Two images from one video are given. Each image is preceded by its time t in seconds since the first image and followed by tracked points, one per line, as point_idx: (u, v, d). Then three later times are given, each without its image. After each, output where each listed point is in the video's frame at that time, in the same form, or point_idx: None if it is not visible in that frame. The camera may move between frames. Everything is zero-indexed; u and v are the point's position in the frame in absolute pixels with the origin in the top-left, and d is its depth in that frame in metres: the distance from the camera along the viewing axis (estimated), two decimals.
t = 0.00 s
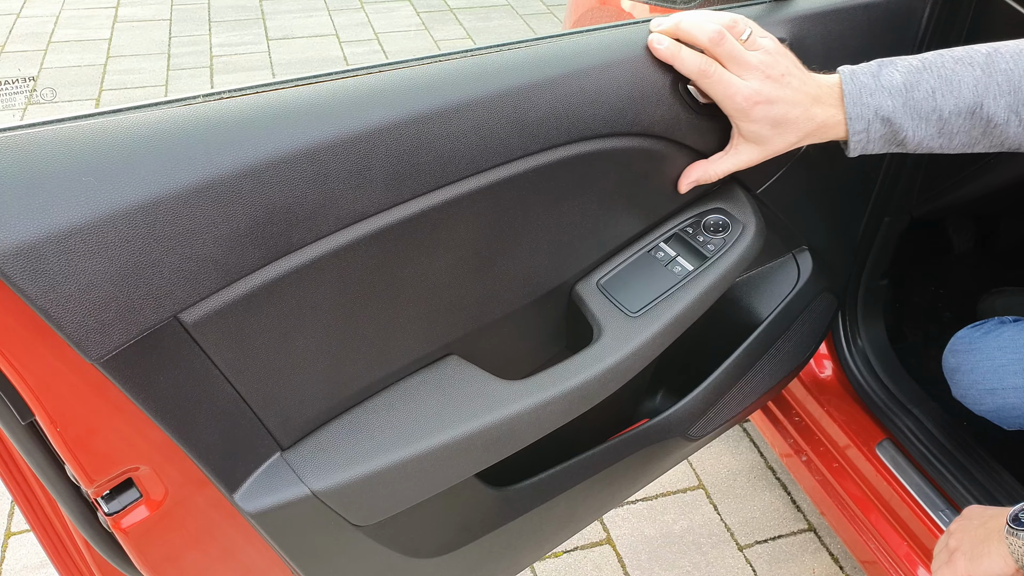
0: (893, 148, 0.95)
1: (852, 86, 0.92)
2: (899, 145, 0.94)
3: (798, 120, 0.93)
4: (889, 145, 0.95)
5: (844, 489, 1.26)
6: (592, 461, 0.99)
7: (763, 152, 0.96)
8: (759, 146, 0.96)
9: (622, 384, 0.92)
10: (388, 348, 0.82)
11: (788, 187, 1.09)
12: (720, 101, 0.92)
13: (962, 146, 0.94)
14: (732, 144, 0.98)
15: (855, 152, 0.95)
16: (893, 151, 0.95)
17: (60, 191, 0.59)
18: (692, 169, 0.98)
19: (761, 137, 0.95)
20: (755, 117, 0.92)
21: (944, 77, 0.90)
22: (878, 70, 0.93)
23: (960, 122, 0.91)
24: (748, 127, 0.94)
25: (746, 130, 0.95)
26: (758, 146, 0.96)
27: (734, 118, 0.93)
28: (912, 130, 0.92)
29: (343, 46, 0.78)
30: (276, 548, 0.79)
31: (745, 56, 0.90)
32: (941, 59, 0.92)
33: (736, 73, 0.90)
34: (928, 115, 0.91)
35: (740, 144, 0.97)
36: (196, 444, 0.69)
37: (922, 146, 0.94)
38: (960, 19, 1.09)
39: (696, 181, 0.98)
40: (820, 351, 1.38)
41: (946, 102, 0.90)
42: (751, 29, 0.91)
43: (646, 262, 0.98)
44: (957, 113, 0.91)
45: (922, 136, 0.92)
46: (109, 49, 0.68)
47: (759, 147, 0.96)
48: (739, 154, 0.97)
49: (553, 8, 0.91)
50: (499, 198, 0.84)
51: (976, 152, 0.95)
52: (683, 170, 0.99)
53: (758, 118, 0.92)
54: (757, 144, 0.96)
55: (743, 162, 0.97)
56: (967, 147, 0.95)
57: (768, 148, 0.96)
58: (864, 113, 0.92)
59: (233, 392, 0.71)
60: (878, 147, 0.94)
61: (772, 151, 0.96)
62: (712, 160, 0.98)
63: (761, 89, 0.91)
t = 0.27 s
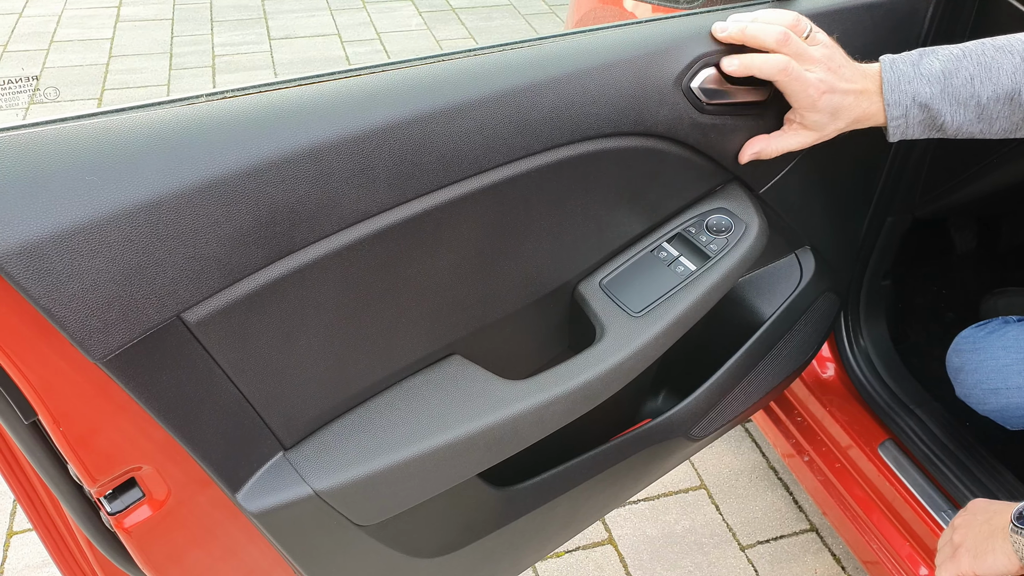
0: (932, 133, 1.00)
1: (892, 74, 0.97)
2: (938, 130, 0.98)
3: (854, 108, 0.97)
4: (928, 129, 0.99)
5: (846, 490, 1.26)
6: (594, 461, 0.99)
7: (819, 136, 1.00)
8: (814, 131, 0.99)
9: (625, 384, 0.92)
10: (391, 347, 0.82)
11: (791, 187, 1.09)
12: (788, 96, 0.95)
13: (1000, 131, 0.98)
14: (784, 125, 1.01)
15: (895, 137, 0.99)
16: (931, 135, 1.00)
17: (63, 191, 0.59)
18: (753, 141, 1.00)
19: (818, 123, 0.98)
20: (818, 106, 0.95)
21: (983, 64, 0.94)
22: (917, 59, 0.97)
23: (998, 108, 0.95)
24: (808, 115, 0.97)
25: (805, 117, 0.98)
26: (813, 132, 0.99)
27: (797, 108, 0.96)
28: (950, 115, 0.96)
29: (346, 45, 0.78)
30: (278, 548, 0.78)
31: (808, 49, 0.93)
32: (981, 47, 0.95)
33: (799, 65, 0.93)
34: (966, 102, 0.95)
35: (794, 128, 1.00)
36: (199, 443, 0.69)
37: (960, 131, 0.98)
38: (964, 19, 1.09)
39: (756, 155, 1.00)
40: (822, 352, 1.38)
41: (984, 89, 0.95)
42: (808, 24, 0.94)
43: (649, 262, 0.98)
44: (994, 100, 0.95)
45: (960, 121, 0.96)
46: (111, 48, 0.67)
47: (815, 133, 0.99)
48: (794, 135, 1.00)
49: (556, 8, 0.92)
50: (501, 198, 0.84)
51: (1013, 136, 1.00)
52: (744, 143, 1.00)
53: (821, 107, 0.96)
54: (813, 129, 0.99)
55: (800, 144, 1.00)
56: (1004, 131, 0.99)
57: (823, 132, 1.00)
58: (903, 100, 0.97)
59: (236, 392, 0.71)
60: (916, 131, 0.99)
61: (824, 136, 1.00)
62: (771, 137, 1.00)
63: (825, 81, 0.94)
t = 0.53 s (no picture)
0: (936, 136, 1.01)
1: (896, 76, 0.98)
2: (943, 132, 1.00)
3: (864, 105, 0.98)
4: (932, 132, 1.00)
5: (848, 490, 1.26)
6: (595, 460, 0.99)
7: (831, 132, 1.00)
8: (827, 125, 1.00)
9: (626, 383, 0.92)
10: (391, 346, 0.82)
11: (792, 187, 1.09)
12: (802, 89, 0.95)
13: (1005, 134, 1.00)
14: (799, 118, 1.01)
15: (900, 139, 1.01)
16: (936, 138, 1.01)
17: (64, 189, 0.59)
18: (770, 125, 0.99)
19: (831, 118, 0.99)
20: (834, 99, 0.96)
21: (985, 68, 0.96)
22: (921, 63, 0.99)
23: (1001, 111, 0.97)
24: (823, 108, 0.97)
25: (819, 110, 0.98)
26: (826, 126, 1.00)
27: (812, 101, 0.97)
28: (954, 118, 0.98)
29: (347, 45, 0.79)
30: (279, 547, 0.79)
31: (824, 42, 0.94)
32: (983, 51, 0.97)
33: (813, 60, 0.94)
34: (970, 104, 0.97)
35: (806, 121, 1.00)
36: (200, 441, 0.69)
37: (965, 134, 1.00)
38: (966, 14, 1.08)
39: (771, 139, 0.99)
40: (824, 352, 1.38)
41: (988, 92, 0.96)
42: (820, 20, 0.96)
43: (650, 262, 0.98)
44: (996, 103, 0.97)
45: (964, 124, 0.98)
46: (112, 47, 0.69)
47: (828, 128, 1.00)
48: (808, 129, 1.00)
49: (557, 9, 0.93)
50: (502, 197, 0.84)
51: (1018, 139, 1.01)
52: (763, 124, 0.99)
53: (837, 100, 0.96)
54: (826, 124, 0.99)
55: (812, 139, 1.00)
56: (1009, 134, 1.00)
57: (835, 129, 1.00)
58: (907, 103, 0.98)
59: (237, 390, 0.71)
60: (921, 134, 1.00)
61: (836, 132, 1.00)
62: (787, 124, 0.99)
63: (838, 74, 0.95)
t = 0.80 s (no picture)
0: (934, 137, 1.01)
1: (893, 78, 0.98)
2: (940, 133, 1.00)
3: (865, 102, 0.98)
4: (930, 133, 1.00)
5: (848, 489, 1.26)
6: (595, 458, 0.99)
7: (831, 130, 1.00)
8: (827, 123, 0.99)
9: (625, 382, 0.92)
10: (391, 344, 0.82)
11: (792, 186, 1.09)
12: (805, 83, 0.95)
13: (1002, 134, 1.00)
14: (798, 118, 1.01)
15: (898, 140, 1.01)
16: (934, 139, 1.01)
17: (63, 186, 0.59)
18: (767, 130, 0.99)
19: (832, 115, 0.98)
20: (837, 94, 0.95)
21: (982, 69, 0.96)
22: (918, 64, 0.98)
23: (999, 111, 0.97)
24: (824, 105, 0.97)
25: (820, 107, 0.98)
26: (826, 123, 0.99)
27: (815, 96, 0.96)
28: (952, 119, 0.98)
29: (349, 45, 0.80)
30: (278, 544, 0.79)
31: (829, 37, 0.94)
32: (980, 53, 0.97)
33: (817, 54, 0.95)
34: (967, 106, 0.97)
35: (807, 119, 1.00)
36: (199, 439, 0.69)
37: (962, 135, 0.99)
38: (967, 11, 1.08)
39: (769, 142, 0.99)
40: (824, 351, 1.38)
41: (985, 93, 0.96)
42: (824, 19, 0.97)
43: (649, 260, 0.98)
44: (994, 104, 0.97)
45: (962, 125, 0.98)
46: (113, 46, 0.70)
47: (828, 126, 0.99)
48: (806, 129, 0.99)
49: (558, 8, 0.93)
50: (502, 195, 0.84)
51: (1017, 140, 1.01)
52: (758, 133, 1.00)
53: (839, 95, 0.96)
54: (826, 121, 0.99)
55: (811, 137, 1.00)
56: (1007, 135, 1.00)
57: (835, 127, 1.00)
58: (904, 104, 0.98)
59: (236, 388, 0.71)
60: (919, 135, 1.00)
61: (836, 129, 1.00)
62: (785, 126, 0.99)
63: (840, 69, 0.95)
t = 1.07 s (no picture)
0: (935, 137, 1.01)
1: (894, 78, 0.98)
2: (941, 133, 1.00)
3: (864, 104, 0.98)
4: (931, 133, 1.00)
5: (849, 489, 1.26)
6: (596, 458, 0.99)
7: (830, 132, 1.00)
8: (827, 125, 0.99)
9: (626, 381, 0.92)
10: (392, 344, 0.82)
11: (793, 185, 1.09)
12: (803, 85, 0.95)
13: (1004, 135, 0.99)
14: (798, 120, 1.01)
15: (898, 140, 1.01)
16: (935, 139, 1.01)
17: (64, 185, 0.59)
18: (768, 131, 0.99)
19: (831, 116, 0.99)
20: (835, 96, 0.96)
21: (984, 70, 0.96)
22: (919, 64, 0.98)
23: (1000, 112, 0.97)
24: (823, 107, 0.97)
25: (820, 109, 0.98)
26: (826, 125, 1.00)
27: (813, 98, 0.97)
28: (953, 119, 0.97)
29: (350, 45, 0.80)
30: (279, 543, 0.79)
31: (829, 39, 0.95)
32: (982, 53, 0.97)
33: (816, 56, 0.95)
34: (969, 106, 0.97)
35: (807, 121, 1.00)
36: (200, 438, 0.69)
37: (964, 135, 0.99)
38: (969, 11, 1.08)
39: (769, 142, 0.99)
40: (825, 351, 1.38)
41: (986, 93, 0.96)
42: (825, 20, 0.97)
43: (650, 260, 0.98)
44: (996, 104, 0.97)
45: (963, 125, 0.98)
46: (115, 45, 0.70)
47: (827, 128, 1.00)
48: (806, 130, 1.00)
49: (560, 8, 0.93)
50: (503, 194, 0.84)
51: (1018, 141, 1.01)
52: (760, 133, 1.00)
53: (837, 98, 0.96)
54: (826, 123, 0.99)
55: (811, 139, 1.00)
56: (1008, 136, 1.00)
57: (834, 129, 1.00)
58: (905, 104, 0.98)
59: (237, 387, 0.71)
60: (920, 135, 1.00)
61: (836, 131, 1.00)
62: (786, 127, 0.99)
63: (839, 71, 0.95)
